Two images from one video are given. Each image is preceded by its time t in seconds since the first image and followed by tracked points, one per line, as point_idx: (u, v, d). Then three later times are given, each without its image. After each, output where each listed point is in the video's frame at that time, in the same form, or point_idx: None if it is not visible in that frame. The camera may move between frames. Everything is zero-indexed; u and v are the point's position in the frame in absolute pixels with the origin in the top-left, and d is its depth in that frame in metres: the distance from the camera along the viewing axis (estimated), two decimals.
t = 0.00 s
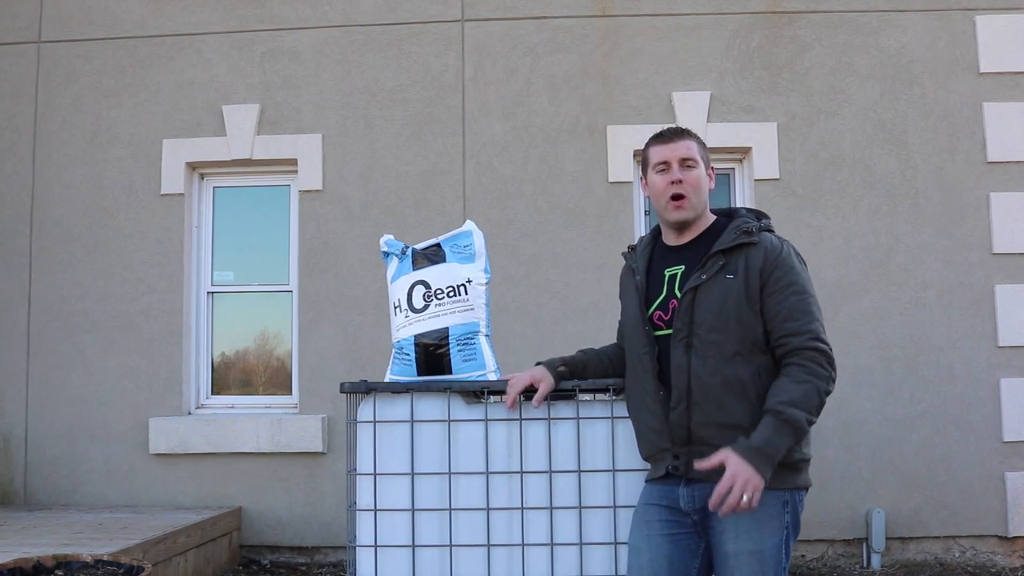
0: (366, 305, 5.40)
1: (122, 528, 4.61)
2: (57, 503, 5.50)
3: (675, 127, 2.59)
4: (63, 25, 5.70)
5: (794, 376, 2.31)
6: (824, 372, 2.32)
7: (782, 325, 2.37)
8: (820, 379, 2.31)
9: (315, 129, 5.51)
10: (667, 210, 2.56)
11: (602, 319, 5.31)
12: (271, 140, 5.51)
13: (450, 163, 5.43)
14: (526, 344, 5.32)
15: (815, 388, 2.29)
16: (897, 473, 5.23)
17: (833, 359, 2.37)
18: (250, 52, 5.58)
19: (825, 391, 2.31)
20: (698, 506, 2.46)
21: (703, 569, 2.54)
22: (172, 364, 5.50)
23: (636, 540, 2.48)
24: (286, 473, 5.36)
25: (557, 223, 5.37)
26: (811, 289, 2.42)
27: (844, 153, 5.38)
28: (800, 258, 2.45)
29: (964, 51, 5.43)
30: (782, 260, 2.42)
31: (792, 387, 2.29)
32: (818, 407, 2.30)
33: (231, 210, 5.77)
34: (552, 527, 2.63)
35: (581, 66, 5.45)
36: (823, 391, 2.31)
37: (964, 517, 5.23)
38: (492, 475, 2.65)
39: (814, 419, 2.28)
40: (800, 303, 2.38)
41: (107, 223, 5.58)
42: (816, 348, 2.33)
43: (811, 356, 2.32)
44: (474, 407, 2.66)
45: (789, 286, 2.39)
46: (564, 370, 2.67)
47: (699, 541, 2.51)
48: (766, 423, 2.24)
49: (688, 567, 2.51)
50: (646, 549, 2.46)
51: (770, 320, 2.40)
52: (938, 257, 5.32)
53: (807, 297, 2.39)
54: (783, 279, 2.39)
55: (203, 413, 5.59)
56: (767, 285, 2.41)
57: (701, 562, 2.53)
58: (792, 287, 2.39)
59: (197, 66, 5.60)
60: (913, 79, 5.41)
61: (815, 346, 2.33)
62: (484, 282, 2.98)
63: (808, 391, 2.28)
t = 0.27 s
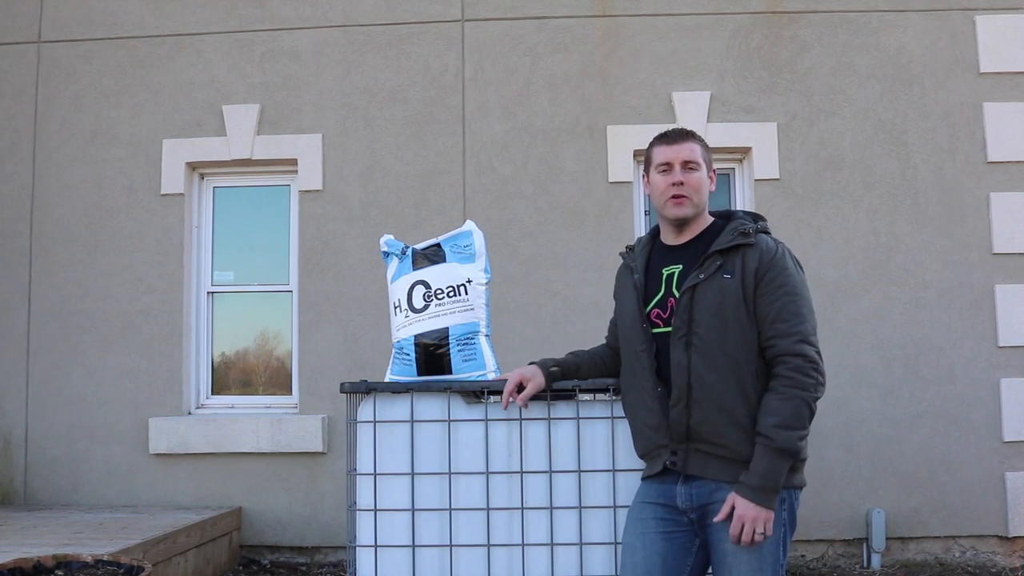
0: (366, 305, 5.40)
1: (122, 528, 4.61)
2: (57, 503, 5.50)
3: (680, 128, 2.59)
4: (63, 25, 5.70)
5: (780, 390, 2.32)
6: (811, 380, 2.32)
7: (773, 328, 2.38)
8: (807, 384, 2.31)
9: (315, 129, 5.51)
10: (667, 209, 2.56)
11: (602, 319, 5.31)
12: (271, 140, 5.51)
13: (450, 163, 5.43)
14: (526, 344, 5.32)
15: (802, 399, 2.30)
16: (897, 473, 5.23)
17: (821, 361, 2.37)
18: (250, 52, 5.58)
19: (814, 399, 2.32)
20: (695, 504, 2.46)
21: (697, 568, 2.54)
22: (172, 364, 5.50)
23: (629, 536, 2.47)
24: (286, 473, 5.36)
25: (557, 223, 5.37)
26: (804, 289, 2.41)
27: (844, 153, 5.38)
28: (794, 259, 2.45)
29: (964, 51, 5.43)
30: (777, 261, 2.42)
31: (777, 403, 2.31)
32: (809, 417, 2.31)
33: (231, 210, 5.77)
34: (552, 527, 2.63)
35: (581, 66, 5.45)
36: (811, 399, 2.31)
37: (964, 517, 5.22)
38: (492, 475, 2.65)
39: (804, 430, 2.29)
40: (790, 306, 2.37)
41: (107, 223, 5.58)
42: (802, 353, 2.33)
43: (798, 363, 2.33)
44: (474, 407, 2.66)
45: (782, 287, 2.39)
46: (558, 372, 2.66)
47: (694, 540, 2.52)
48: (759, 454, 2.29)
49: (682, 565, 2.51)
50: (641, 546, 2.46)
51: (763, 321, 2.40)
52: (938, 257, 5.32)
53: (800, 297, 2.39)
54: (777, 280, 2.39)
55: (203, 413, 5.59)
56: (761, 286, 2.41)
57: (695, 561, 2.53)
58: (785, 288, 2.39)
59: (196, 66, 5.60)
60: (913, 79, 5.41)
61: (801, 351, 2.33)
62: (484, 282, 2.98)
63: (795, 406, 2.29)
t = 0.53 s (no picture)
0: (366, 305, 5.40)
1: (122, 527, 4.62)
2: (57, 503, 5.50)
3: (674, 133, 2.59)
4: (64, 25, 5.70)
5: (784, 383, 2.33)
6: (813, 374, 2.34)
7: (774, 323, 2.39)
8: (809, 379, 2.33)
9: (315, 129, 5.51)
10: (664, 214, 2.56)
11: (602, 319, 5.31)
12: (271, 140, 5.51)
13: (450, 163, 5.43)
14: (526, 344, 5.32)
15: (805, 392, 2.31)
16: (897, 473, 5.23)
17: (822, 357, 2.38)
18: (250, 52, 5.58)
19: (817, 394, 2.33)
20: (695, 501, 2.46)
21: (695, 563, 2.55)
22: (172, 364, 5.50)
23: (627, 529, 2.46)
24: (286, 473, 5.37)
25: (557, 223, 5.37)
26: (803, 288, 2.43)
27: (844, 153, 5.38)
28: (794, 260, 2.47)
29: (964, 51, 5.43)
30: (777, 260, 2.43)
31: (781, 396, 2.32)
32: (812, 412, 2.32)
33: (231, 210, 5.77)
34: (552, 527, 2.63)
35: (581, 66, 5.46)
36: (814, 393, 2.32)
37: (963, 517, 5.23)
38: (492, 475, 2.65)
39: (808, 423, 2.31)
40: (792, 302, 2.38)
41: (107, 223, 5.58)
42: (805, 348, 2.35)
43: (800, 358, 2.34)
44: (474, 407, 2.67)
45: (783, 285, 2.40)
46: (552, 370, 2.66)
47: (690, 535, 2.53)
48: (765, 446, 2.30)
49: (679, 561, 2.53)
50: (640, 542, 2.45)
51: (764, 319, 2.41)
52: (938, 257, 5.32)
53: (800, 295, 2.40)
54: (777, 278, 2.40)
55: (203, 413, 5.59)
56: (762, 284, 2.42)
57: (691, 557, 2.54)
58: (785, 286, 2.40)
59: (196, 66, 5.60)
60: (913, 79, 5.41)
61: (804, 346, 2.34)
62: (484, 282, 2.98)
63: (800, 400, 2.30)
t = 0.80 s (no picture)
0: (366, 305, 5.40)
1: (122, 527, 4.61)
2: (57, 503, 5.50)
3: (672, 134, 2.59)
4: (64, 25, 5.70)
5: (787, 383, 2.34)
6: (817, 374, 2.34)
7: (776, 323, 2.39)
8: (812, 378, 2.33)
9: (315, 129, 5.51)
10: (667, 214, 2.56)
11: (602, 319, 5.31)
12: (271, 140, 5.51)
13: (450, 163, 5.44)
14: (526, 344, 5.32)
15: (809, 392, 2.31)
16: (897, 473, 5.23)
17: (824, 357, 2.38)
18: (250, 52, 5.58)
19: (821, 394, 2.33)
20: (698, 503, 2.45)
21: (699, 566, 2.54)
22: (172, 364, 5.50)
23: (633, 536, 2.46)
24: (286, 473, 5.37)
25: (557, 223, 5.37)
26: (806, 289, 2.43)
27: (844, 153, 5.38)
28: (797, 261, 2.47)
29: (964, 51, 5.43)
30: (780, 260, 2.43)
31: (784, 398, 2.32)
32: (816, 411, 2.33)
33: (230, 210, 5.78)
34: (552, 527, 2.63)
35: (581, 66, 5.46)
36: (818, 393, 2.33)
37: (964, 517, 5.23)
38: (492, 475, 2.65)
39: (811, 422, 2.31)
40: (795, 304, 2.39)
41: (107, 223, 5.58)
42: (808, 348, 2.35)
43: (804, 358, 2.34)
44: (475, 407, 2.66)
45: (787, 286, 2.40)
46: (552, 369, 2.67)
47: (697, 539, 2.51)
48: (768, 445, 2.30)
49: (685, 564, 2.51)
50: (645, 548, 2.45)
51: (767, 319, 2.41)
52: (938, 257, 5.32)
53: (803, 297, 2.40)
54: (780, 280, 2.41)
55: (203, 413, 5.59)
56: (765, 284, 2.42)
57: (698, 560, 2.53)
58: (789, 287, 2.40)
59: (196, 66, 5.60)
60: (913, 79, 5.41)
61: (807, 346, 2.35)
62: (484, 282, 2.98)
63: (803, 399, 2.31)
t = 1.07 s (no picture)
0: (366, 305, 5.40)
1: (122, 527, 4.62)
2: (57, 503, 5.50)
3: (668, 136, 2.61)
4: (64, 25, 5.70)
5: (790, 370, 2.32)
6: (821, 371, 2.33)
7: (783, 321, 2.37)
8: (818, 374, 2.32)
9: (315, 129, 5.51)
10: (666, 216, 2.56)
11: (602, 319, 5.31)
12: (271, 140, 5.51)
13: (450, 164, 5.43)
14: (526, 344, 5.32)
15: (811, 385, 2.30)
16: (897, 473, 5.23)
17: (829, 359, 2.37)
18: (250, 52, 5.58)
19: (821, 389, 2.32)
20: (698, 502, 2.46)
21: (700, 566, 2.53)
22: (172, 365, 5.50)
23: (633, 536, 2.47)
24: (286, 473, 5.37)
25: (557, 223, 5.37)
26: (808, 289, 2.43)
27: (844, 153, 5.38)
28: (798, 261, 2.47)
29: (964, 51, 5.43)
30: (781, 260, 2.43)
31: (787, 382, 2.30)
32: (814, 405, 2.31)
33: (230, 210, 5.77)
34: (552, 527, 2.63)
35: (581, 66, 5.46)
36: (819, 389, 2.32)
37: (964, 517, 5.23)
38: (492, 476, 2.65)
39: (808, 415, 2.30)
40: (799, 302, 2.38)
41: (107, 223, 5.58)
42: (815, 344, 2.33)
43: (810, 353, 2.33)
44: (474, 407, 2.66)
45: (788, 285, 2.40)
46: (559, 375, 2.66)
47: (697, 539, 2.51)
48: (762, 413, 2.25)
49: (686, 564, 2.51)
50: (646, 547, 2.45)
51: (768, 317, 2.40)
52: (938, 257, 5.32)
53: (805, 296, 2.40)
54: (782, 279, 2.40)
55: (203, 413, 5.59)
56: (766, 283, 2.42)
57: (700, 561, 2.53)
58: (791, 286, 2.40)
59: (196, 66, 5.60)
60: (913, 79, 5.41)
61: (813, 342, 2.33)
62: (484, 282, 2.99)
63: (804, 386, 2.29)
